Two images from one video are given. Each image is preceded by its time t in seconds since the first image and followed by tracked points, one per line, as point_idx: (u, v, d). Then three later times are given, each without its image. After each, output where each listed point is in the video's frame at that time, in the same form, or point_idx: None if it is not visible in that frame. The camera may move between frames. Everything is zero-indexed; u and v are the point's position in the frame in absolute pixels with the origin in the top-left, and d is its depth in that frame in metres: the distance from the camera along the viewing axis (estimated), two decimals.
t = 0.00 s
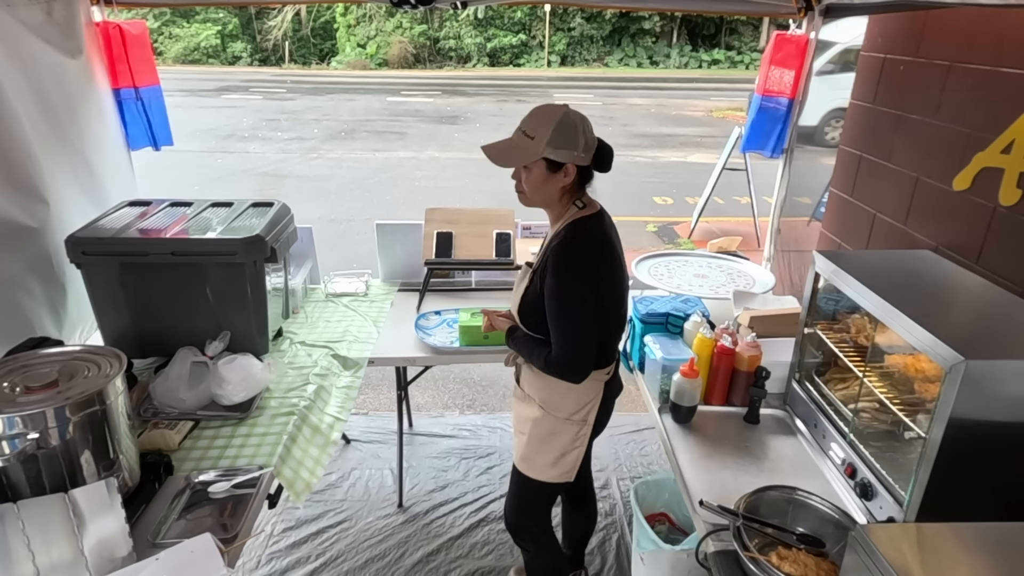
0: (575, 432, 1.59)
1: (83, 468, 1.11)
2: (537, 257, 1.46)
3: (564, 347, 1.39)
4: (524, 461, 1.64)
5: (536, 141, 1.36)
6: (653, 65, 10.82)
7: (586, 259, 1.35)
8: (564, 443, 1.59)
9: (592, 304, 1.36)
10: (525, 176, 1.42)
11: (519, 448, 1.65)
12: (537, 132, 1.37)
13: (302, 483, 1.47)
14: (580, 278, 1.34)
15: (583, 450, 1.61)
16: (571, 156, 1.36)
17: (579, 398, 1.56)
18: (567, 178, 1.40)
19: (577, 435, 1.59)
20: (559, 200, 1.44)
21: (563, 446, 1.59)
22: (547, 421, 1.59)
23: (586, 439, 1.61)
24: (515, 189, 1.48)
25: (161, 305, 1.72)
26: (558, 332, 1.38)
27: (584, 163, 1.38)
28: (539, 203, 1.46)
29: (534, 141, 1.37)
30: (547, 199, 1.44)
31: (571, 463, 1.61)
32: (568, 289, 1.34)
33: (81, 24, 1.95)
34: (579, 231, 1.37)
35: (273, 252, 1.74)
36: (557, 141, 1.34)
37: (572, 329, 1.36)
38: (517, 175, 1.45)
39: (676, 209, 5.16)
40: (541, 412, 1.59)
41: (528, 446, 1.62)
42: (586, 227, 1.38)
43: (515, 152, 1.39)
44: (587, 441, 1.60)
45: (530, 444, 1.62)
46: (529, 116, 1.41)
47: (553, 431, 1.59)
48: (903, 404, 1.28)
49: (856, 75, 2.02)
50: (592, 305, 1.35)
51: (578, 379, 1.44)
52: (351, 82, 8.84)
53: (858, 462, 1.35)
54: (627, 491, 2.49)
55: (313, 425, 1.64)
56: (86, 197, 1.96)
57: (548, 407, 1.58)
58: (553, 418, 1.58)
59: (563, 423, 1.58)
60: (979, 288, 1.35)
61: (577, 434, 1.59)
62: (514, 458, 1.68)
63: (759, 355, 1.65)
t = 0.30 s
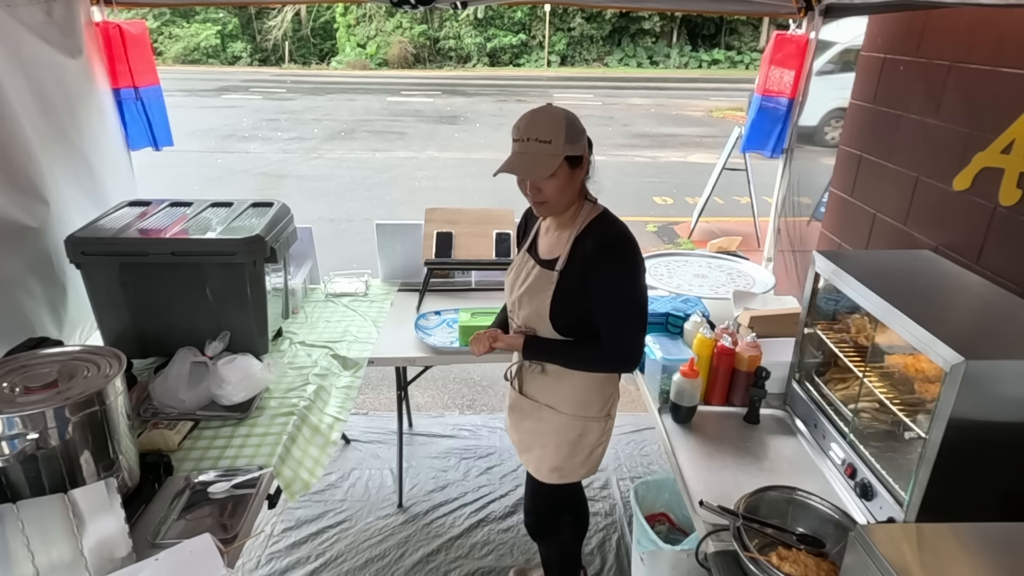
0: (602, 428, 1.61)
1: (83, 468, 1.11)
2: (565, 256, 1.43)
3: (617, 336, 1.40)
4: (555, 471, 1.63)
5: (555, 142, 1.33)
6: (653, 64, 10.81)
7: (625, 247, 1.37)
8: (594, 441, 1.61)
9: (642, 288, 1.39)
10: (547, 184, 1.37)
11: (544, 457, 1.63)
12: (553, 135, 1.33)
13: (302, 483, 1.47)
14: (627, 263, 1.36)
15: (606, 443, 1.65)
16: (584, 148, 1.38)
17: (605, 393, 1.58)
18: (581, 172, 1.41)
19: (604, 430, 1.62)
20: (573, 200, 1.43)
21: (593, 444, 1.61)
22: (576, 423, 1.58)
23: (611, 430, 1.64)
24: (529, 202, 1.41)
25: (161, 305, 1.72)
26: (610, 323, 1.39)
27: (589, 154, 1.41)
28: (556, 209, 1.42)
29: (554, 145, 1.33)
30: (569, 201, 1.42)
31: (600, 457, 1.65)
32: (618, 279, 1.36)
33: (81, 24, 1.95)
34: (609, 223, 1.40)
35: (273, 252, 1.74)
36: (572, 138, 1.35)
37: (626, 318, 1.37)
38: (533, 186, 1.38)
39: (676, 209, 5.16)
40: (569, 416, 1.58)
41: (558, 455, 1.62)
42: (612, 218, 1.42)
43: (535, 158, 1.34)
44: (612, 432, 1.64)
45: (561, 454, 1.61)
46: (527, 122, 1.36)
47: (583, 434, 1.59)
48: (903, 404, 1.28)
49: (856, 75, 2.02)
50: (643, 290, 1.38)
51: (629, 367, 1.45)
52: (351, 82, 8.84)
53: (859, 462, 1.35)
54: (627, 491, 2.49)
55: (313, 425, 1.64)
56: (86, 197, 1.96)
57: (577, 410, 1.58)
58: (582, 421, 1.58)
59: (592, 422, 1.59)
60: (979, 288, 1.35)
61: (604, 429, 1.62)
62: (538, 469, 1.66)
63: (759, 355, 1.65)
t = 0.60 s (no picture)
0: (604, 433, 1.62)
1: (83, 468, 1.11)
2: (577, 261, 1.43)
3: (630, 342, 1.41)
4: (559, 479, 1.62)
5: (590, 147, 1.34)
6: (653, 64, 10.80)
7: (639, 252, 1.39)
8: (598, 446, 1.61)
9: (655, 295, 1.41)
10: (568, 186, 1.37)
11: (548, 466, 1.63)
12: (591, 140, 1.34)
13: (302, 483, 1.47)
14: (641, 268, 1.38)
15: (608, 449, 1.65)
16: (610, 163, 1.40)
17: (608, 397, 1.60)
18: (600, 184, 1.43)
19: (607, 434, 1.63)
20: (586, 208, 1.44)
21: (597, 449, 1.62)
22: (581, 429, 1.59)
23: (612, 436, 1.65)
24: (545, 200, 1.39)
25: (161, 305, 1.72)
26: (624, 328, 1.40)
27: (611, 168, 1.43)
28: (570, 213, 1.42)
29: (588, 149, 1.34)
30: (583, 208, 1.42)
31: (603, 463, 1.65)
32: (634, 286, 1.37)
33: (81, 24, 1.95)
34: (621, 230, 1.42)
35: (273, 252, 1.74)
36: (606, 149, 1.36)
37: (641, 323, 1.38)
38: (553, 184, 1.37)
39: (676, 209, 5.16)
40: (574, 422, 1.58)
41: (562, 462, 1.61)
42: (623, 225, 1.44)
43: (561, 154, 1.34)
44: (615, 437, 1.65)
45: (565, 461, 1.61)
46: (567, 120, 1.36)
47: (587, 440, 1.60)
48: (903, 404, 1.28)
49: (856, 75, 2.02)
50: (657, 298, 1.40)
51: (639, 374, 1.46)
52: (351, 81, 8.84)
53: (859, 462, 1.35)
54: (627, 491, 2.49)
55: (313, 425, 1.64)
56: (86, 197, 1.96)
57: (582, 416, 1.58)
58: (586, 427, 1.59)
59: (596, 427, 1.60)
60: (979, 287, 1.35)
61: (606, 434, 1.63)
62: (541, 478, 1.66)
63: (759, 355, 1.65)
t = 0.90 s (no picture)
0: (605, 438, 1.62)
1: (83, 468, 1.11)
2: (579, 259, 1.43)
3: (632, 341, 1.41)
4: (559, 484, 1.63)
5: (604, 147, 1.34)
6: (653, 64, 10.79)
7: (640, 251, 1.39)
8: (597, 450, 1.61)
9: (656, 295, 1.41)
10: (579, 182, 1.36)
11: (548, 469, 1.63)
12: (605, 139, 1.35)
13: (302, 483, 1.47)
14: (642, 266, 1.38)
15: (609, 454, 1.65)
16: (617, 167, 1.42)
17: (608, 401, 1.60)
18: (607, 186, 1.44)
19: (607, 439, 1.63)
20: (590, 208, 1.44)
21: (597, 453, 1.62)
22: (581, 432, 1.59)
23: (613, 440, 1.65)
24: (554, 195, 1.38)
25: (161, 305, 1.72)
26: (626, 328, 1.40)
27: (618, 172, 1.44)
28: (575, 211, 1.41)
29: (603, 148, 1.34)
30: (589, 207, 1.42)
31: (603, 468, 1.65)
32: (635, 285, 1.37)
33: (81, 24, 1.95)
34: (623, 228, 1.42)
35: (273, 252, 1.74)
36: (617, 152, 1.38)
37: (641, 323, 1.38)
38: (564, 180, 1.36)
39: (676, 209, 5.16)
40: (574, 425, 1.59)
41: (562, 466, 1.62)
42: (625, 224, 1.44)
43: (574, 148, 1.33)
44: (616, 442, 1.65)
45: (565, 465, 1.61)
46: (583, 118, 1.37)
47: (588, 443, 1.60)
48: (903, 404, 1.28)
49: (856, 75, 2.02)
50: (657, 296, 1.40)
51: (640, 374, 1.46)
52: (351, 81, 8.84)
53: (859, 462, 1.35)
54: (627, 490, 2.49)
55: (313, 425, 1.64)
56: (86, 197, 1.96)
57: (582, 419, 1.58)
58: (587, 430, 1.59)
59: (596, 430, 1.60)
60: (979, 287, 1.35)
61: (607, 438, 1.63)
62: (541, 482, 1.66)
63: (759, 355, 1.65)
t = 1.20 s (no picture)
0: (596, 441, 1.61)
1: (83, 469, 1.11)
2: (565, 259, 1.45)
3: (618, 344, 1.40)
4: (546, 480, 1.64)
5: (572, 139, 1.35)
6: (653, 65, 10.79)
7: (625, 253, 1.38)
8: (588, 453, 1.61)
9: (643, 297, 1.40)
10: (549, 175, 1.39)
11: (536, 464, 1.65)
12: (575, 133, 1.36)
13: (302, 483, 1.46)
14: (626, 269, 1.37)
15: (602, 458, 1.64)
16: (603, 163, 1.39)
17: (601, 406, 1.58)
18: (591, 183, 1.42)
19: (599, 444, 1.61)
20: (576, 204, 1.44)
21: (586, 456, 1.61)
22: (570, 433, 1.59)
23: (607, 446, 1.64)
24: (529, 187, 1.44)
25: (161, 306, 1.72)
26: (612, 331, 1.39)
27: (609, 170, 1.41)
28: (553, 204, 1.43)
29: (569, 141, 1.36)
30: (567, 202, 1.43)
31: (595, 471, 1.64)
32: (619, 287, 1.36)
33: (81, 24, 1.95)
34: (615, 230, 1.41)
35: (273, 252, 1.74)
36: (592, 146, 1.36)
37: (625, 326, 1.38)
38: (536, 172, 1.41)
39: (676, 209, 5.16)
40: (564, 425, 1.59)
41: (549, 464, 1.63)
42: (618, 224, 1.43)
43: (543, 141, 1.38)
44: (609, 448, 1.63)
45: (552, 463, 1.62)
46: (564, 113, 1.40)
47: (576, 445, 1.60)
48: (903, 404, 1.28)
49: (856, 75, 2.02)
50: (642, 298, 1.39)
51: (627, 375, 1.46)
52: (351, 82, 8.84)
53: (859, 462, 1.35)
54: (627, 491, 2.49)
55: (313, 425, 1.64)
56: (86, 198, 1.97)
57: (571, 420, 1.58)
58: (575, 432, 1.59)
59: (587, 433, 1.59)
60: (979, 287, 1.35)
61: (599, 443, 1.62)
62: (529, 476, 1.68)
63: (759, 355, 1.65)
